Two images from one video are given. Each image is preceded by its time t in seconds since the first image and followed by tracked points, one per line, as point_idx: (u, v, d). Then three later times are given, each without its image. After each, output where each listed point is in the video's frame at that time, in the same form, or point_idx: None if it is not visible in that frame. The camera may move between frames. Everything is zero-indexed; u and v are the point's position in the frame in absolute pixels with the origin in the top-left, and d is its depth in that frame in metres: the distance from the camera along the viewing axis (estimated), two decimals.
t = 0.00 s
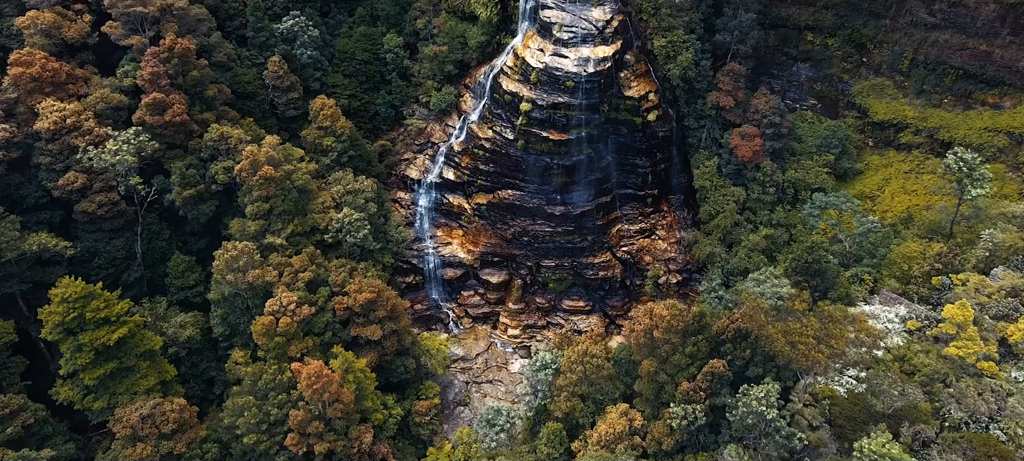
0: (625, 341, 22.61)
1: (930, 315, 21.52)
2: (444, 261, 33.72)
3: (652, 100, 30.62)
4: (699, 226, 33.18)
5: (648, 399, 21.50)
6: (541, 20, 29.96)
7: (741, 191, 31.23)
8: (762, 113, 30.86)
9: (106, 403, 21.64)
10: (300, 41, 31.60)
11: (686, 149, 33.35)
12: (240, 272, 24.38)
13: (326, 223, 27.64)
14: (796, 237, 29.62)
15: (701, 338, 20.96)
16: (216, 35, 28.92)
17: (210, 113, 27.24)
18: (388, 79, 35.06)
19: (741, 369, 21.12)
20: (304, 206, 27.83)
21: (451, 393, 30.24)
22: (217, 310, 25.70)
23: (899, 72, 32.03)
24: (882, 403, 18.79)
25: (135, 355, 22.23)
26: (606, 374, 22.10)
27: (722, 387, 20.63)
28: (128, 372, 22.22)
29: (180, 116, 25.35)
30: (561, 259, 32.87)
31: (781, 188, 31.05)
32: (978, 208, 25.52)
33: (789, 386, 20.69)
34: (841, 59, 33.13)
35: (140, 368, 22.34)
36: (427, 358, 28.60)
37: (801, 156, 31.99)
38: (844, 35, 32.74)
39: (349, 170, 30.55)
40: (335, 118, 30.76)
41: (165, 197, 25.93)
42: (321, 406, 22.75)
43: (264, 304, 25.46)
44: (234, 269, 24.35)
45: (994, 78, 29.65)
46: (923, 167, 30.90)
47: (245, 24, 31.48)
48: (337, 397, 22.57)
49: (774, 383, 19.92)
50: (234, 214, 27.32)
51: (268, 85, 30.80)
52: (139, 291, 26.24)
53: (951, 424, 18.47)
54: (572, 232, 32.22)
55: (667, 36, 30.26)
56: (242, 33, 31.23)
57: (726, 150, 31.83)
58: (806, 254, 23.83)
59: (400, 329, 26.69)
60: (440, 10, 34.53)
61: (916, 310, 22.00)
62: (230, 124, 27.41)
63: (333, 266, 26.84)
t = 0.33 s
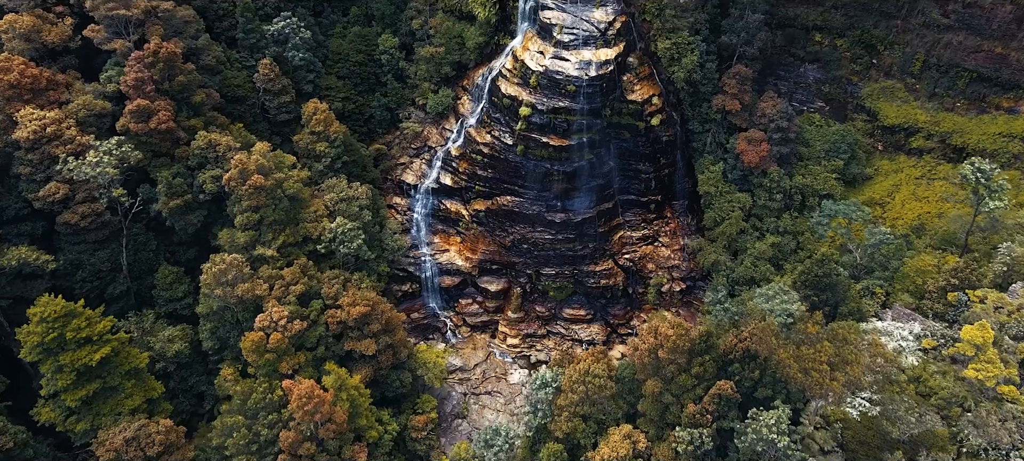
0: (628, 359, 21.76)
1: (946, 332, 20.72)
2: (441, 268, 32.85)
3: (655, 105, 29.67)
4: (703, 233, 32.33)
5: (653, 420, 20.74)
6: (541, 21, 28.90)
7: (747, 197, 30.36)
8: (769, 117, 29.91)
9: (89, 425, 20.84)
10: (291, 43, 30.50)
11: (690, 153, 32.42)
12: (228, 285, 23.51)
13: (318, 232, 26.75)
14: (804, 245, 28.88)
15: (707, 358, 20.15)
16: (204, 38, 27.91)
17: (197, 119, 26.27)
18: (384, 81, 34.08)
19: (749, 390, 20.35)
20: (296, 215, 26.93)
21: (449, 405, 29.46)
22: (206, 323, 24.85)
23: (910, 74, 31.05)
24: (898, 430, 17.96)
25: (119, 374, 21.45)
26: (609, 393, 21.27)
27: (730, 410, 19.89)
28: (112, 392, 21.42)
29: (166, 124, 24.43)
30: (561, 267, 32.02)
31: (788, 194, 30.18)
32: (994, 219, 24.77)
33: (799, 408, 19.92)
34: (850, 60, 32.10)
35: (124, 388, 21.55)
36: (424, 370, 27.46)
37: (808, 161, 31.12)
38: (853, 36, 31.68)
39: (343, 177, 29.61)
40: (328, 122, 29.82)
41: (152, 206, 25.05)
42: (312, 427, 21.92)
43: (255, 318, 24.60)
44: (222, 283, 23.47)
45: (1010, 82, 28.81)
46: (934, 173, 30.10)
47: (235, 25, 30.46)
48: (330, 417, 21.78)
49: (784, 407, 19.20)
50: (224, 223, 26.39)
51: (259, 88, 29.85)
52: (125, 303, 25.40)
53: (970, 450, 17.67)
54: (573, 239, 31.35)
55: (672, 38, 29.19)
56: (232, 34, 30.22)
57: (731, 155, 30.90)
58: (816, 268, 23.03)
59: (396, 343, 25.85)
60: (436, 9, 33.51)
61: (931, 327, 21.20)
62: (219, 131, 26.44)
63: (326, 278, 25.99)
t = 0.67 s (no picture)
0: (632, 378, 20.90)
1: (963, 352, 19.84)
2: (438, 276, 31.97)
3: (659, 109, 28.83)
4: (707, 240, 31.46)
5: (657, 442, 19.94)
6: (541, 23, 27.83)
7: (753, 204, 29.50)
8: (776, 121, 28.96)
9: (70, 448, 19.96)
10: (282, 45, 29.49)
11: (694, 158, 31.51)
12: (217, 300, 22.68)
13: (310, 243, 25.84)
14: (811, 254, 28.14)
15: (714, 381, 19.38)
16: (192, 40, 26.97)
17: (184, 125, 25.33)
18: (379, 83, 33.09)
19: (758, 413, 19.55)
20: (287, 225, 26.03)
21: (446, 418, 28.65)
22: (193, 338, 24.00)
23: (921, 77, 30.12)
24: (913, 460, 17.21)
25: (101, 395, 20.64)
26: (612, 415, 20.43)
27: (738, 434, 19.12)
28: (95, 413, 20.62)
29: (150, 131, 23.48)
30: (561, 275, 31.15)
31: (795, 201, 29.32)
32: (1012, 231, 24.01)
33: (810, 432, 19.14)
34: (860, 61, 31.12)
35: (108, 408, 20.74)
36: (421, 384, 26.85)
37: (816, 166, 30.23)
38: (863, 37, 30.71)
39: (336, 184, 28.68)
40: (320, 127, 28.87)
41: (137, 217, 24.17)
42: (303, 448, 21.12)
43: (244, 332, 23.74)
44: (210, 297, 22.60)
45: None
46: (946, 179, 29.19)
47: (224, 26, 29.50)
48: (321, 438, 21.00)
49: (795, 432, 18.35)
50: (212, 234, 25.47)
51: (249, 92, 28.93)
52: (110, 317, 24.58)
53: None
54: (574, 247, 30.46)
55: (676, 40, 28.20)
56: (221, 36, 29.25)
57: (737, 161, 29.95)
58: (826, 281, 22.23)
59: (390, 357, 24.97)
60: (433, 9, 32.43)
61: (947, 346, 20.36)
62: (207, 137, 25.51)
63: (318, 290, 25.14)
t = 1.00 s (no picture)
0: (635, 398, 20.12)
1: (981, 372, 19.08)
2: (435, 283, 31.12)
3: (664, 112, 27.69)
4: (712, 246, 30.60)
5: None
6: (540, 23, 26.82)
7: (760, 210, 28.67)
8: (784, 125, 28.03)
9: None
10: (272, 46, 28.39)
11: (699, 162, 30.62)
12: (204, 315, 21.86)
13: (302, 253, 24.97)
14: (819, 261, 27.47)
15: (722, 403, 18.68)
16: (178, 42, 26.03)
17: (170, 131, 24.40)
18: (373, 84, 32.12)
19: (766, 436, 18.81)
20: (278, 234, 25.17)
21: (443, 430, 27.94)
22: (181, 352, 23.17)
23: (934, 79, 29.22)
24: None
25: (83, 416, 19.87)
26: (615, 437, 19.66)
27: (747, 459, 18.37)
28: (77, 434, 19.83)
29: (133, 139, 22.53)
30: (562, 283, 30.30)
31: (803, 207, 28.51)
32: None
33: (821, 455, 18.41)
34: (870, 62, 30.16)
35: (90, 429, 19.95)
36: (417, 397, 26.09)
37: (825, 170, 29.35)
38: (874, 37, 29.75)
39: (329, 190, 27.76)
40: (312, 131, 27.92)
41: (121, 227, 23.31)
42: None
43: (233, 346, 22.93)
44: (196, 312, 21.75)
45: None
46: (960, 185, 28.31)
47: (212, 26, 28.51)
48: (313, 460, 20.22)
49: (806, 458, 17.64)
50: (200, 244, 24.58)
51: (239, 94, 28.00)
52: (95, 330, 23.78)
53: None
54: (574, 254, 29.59)
55: (681, 41, 27.19)
56: (209, 36, 28.29)
57: (743, 166, 29.07)
58: (837, 295, 21.44)
59: (385, 371, 24.16)
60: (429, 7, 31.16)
61: (964, 364, 19.59)
62: (194, 144, 24.62)
63: (310, 302, 24.29)
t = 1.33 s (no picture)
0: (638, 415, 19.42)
1: (999, 389, 18.48)
2: (432, 286, 30.32)
3: (668, 111, 26.77)
4: (717, 248, 29.81)
5: None
6: (541, 19, 25.72)
7: (767, 213, 27.82)
8: (793, 124, 27.12)
9: None
10: (262, 43, 27.23)
11: (704, 161, 29.70)
12: (191, 327, 21.08)
13: (294, 259, 24.12)
14: (827, 264, 26.87)
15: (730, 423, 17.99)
16: (163, 39, 24.95)
17: (155, 134, 23.43)
18: (368, 81, 31.09)
19: (776, 457, 18.14)
20: (269, 239, 24.34)
21: (442, 437, 27.09)
22: (169, 363, 22.41)
23: (948, 76, 28.35)
24: None
25: (66, 433, 19.18)
26: (618, 457, 18.99)
27: None
28: (60, 452, 19.12)
29: (115, 143, 21.57)
30: (562, 286, 29.51)
31: (812, 209, 27.70)
32: None
33: None
34: (882, 58, 29.23)
35: (74, 447, 19.24)
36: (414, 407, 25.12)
37: (834, 171, 28.47)
38: (887, 32, 28.77)
39: (323, 192, 26.87)
40: (305, 131, 26.95)
41: (105, 234, 22.45)
42: None
43: (223, 357, 22.19)
44: (184, 324, 20.96)
45: None
46: (974, 186, 27.48)
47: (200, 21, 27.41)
48: None
49: None
50: (188, 250, 23.73)
51: (228, 93, 27.01)
52: (81, 340, 23.01)
53: None
54: (575, 257, 28.75)
55: (687, 37, 26.12)
56: (196, 32, 27.17)
57: (750, 166, 28.17)
58: (849, 306, 20.71)
59: (381, 381, 23.41)
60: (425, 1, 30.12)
61: (980, 380, 18.96)
62: (180, 147, 23.68)
63: (302, 311, 23.46)
